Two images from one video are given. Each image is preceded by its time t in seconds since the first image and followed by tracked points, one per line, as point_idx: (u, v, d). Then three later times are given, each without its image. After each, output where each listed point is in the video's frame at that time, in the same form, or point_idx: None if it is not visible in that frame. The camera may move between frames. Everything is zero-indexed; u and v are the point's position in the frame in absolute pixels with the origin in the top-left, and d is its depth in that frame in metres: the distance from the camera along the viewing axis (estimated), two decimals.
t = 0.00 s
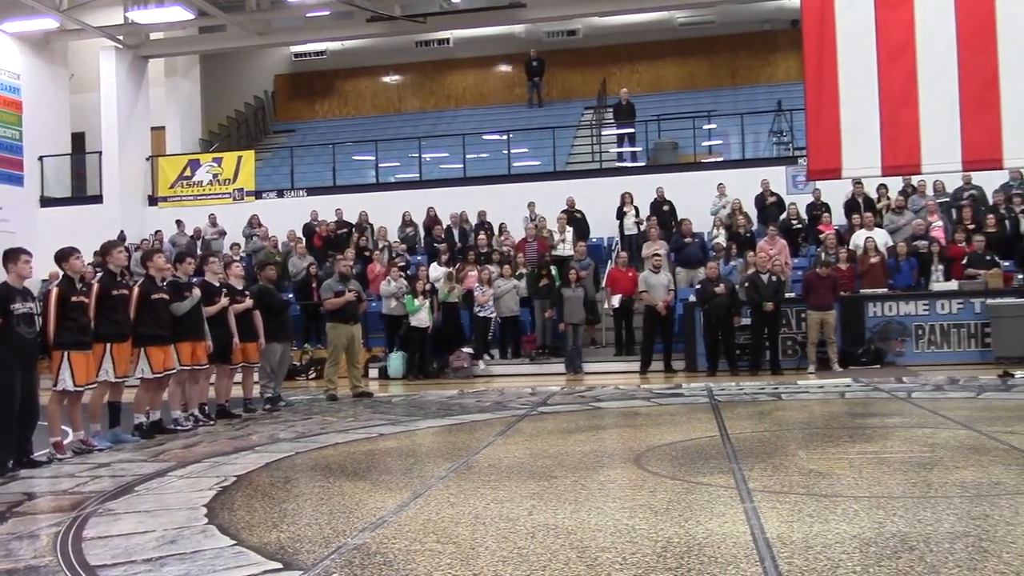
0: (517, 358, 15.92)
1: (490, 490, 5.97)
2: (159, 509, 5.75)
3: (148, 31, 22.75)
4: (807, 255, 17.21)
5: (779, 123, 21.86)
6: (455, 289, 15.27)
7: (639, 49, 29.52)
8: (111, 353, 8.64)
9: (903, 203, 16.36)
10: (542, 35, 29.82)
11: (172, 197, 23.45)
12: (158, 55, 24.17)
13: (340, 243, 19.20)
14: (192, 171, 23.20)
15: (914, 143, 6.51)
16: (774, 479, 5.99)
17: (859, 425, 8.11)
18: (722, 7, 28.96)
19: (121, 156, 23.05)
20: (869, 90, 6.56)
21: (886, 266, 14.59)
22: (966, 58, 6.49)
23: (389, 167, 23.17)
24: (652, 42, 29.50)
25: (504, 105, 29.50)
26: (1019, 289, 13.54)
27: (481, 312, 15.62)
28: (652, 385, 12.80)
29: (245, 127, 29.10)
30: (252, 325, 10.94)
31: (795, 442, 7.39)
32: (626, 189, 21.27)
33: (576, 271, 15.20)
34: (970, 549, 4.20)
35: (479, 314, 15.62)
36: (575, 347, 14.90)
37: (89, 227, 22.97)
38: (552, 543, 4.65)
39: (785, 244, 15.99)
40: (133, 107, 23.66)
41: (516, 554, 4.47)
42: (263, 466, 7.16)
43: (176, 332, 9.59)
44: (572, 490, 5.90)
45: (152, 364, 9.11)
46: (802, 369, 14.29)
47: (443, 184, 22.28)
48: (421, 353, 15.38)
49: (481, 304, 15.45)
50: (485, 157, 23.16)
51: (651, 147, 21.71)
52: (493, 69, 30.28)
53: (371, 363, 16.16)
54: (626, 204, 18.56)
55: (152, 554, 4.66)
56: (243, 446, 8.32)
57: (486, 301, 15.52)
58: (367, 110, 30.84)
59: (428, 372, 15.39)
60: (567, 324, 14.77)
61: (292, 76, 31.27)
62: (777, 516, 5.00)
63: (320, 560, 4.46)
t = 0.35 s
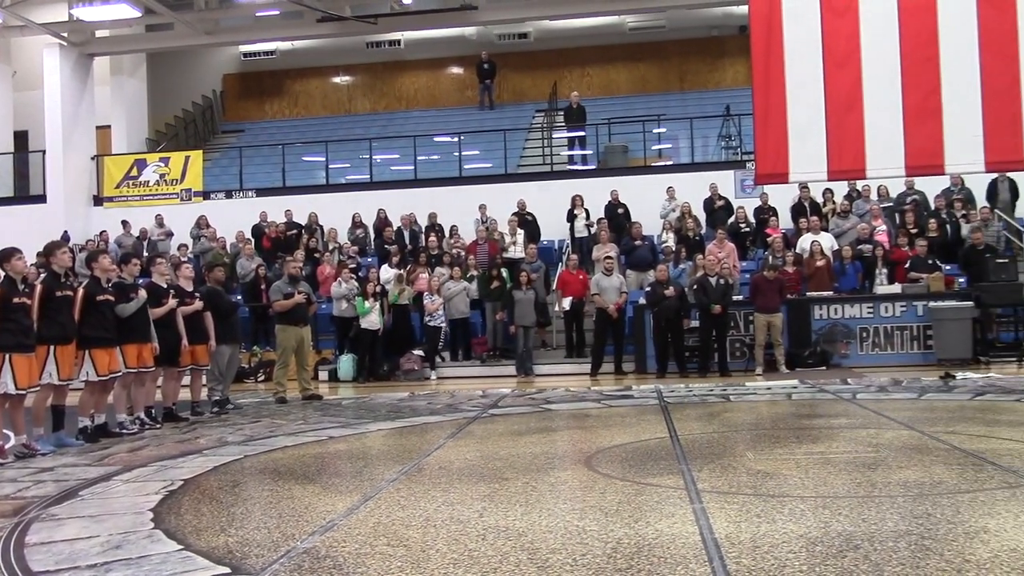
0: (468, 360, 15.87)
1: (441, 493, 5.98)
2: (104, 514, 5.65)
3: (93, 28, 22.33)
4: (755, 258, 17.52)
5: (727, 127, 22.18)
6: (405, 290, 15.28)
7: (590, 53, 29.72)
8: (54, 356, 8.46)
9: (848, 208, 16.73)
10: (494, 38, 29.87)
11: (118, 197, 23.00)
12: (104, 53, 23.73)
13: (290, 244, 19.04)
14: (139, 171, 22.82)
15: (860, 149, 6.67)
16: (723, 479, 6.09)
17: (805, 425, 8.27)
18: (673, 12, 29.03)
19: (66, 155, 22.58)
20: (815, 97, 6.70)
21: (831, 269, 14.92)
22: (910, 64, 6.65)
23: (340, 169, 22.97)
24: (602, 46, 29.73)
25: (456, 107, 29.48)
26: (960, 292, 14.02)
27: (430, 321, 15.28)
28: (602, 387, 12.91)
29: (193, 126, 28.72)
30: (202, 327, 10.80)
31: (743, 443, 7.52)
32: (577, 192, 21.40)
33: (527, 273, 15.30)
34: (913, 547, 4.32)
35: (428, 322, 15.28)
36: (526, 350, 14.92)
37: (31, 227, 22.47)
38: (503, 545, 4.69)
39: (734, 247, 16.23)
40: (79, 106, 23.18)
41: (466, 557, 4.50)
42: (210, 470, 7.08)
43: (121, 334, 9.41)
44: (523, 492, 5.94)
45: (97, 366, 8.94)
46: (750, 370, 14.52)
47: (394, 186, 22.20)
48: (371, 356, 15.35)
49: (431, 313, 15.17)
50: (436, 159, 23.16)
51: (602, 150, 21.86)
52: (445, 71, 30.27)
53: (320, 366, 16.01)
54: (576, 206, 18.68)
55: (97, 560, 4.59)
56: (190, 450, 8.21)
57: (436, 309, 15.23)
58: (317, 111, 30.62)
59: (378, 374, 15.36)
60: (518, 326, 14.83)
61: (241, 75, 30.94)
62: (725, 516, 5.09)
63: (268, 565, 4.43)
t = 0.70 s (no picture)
0: (430, 363, 15.88)
1: (404, 497, 5.98)
2: (62, 519, 5.58)
3: (51, 28, 22.02)
4: (717, 262, 17.75)
5: (690, 132, 22.39)
6: (368, 294, 15.20)
7: (554, 57, 29.85)
8: (10, 359, 8.32)
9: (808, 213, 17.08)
10: (458, 41, 29.89)
11: (76, 199, 22.64)
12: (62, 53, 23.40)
13: (252, 247, 18.91)
14: (98, 172, 22.53)
15: (820, 154, 6.81)
16: (685, 482, 6.16)
17: (766, 428, 8.39)
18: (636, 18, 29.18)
19: (23, 156, 22.20)
20: (776, 102, 6.83)
21: (792, 273, 15.13)
22: (868, 73, 6.80)
23: (302, 171, 23.03)
24: (566, 50, 29.87)
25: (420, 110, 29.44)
26: (917, 296, 14.26)
27: (391, 325, 15.38)
28: (565, 390, 12.95)
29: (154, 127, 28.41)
30: (164, 330, 10.70)
31: (704, 445, 7.61)
32: (540, 196, 21.47)
33: (491, 276, 15.39)
34: (871, 549, 4.41)
35: (390, 326, 15.37)
36: (489, 353, 15.00)
37: None
38: (465, 549, 4.70)
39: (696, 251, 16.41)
40: (37, 105, 22.78)
41: (428, 560, 4.51)
42: (170, 475, 7.01)
43: (79, 337, 9.28)
44: (485, 495, 5.96)
45: (55, 370, 8.82)
46: (711, 373, 14.67)
47: (357, 189, 22.10)
48: (335, 359, 15.21)
49: (390, 316, 15.26)
50: (399, 162, 23.08)
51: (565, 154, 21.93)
52: (409, 74, 30.21)
53: (282, 369, 15.90)
54: (540, 210, 18.74)
55: (54, 566, 4.54)
56: (149, 454, 8.12)
57: (396, 313, 15.34)
58: (280, 113, 30.43)
59: (342, 377, 15.23)
60: (481, 329, 14.83)
61: (203, 76, 30.70)
62: (687, 519, 5.15)
63: (229, 570, 4.41)
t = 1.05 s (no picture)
0: (385, 377, 15.76)
1: (358, 511, 5.95)
2: (5, 537, 5.46)
3: None
4: (671, 275, 17.94)
5: (644, 147, 22.64)
6: (322, 307, 15.09)
7: (510, 70, 30.01)
8: None
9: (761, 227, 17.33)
10: (413, 54, 29.91)
11: (24, 210, 22.13)
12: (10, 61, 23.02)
13: (204, 259, 18.70)
14: (47, 183, 22.04)
15: (772, 170, 6.92)
16: (639, 495, 6.21)
17: (719, 441, 8.50)
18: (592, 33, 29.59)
19: None
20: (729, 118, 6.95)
21: (744, 287, 15.39)
22: (819, 90, 6.95)
23: (256, 183, 22.98)
24: (522, 64, 30.05)
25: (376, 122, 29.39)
26: (866, 310, 14.51)
27: (345, 339, 14.94)
28: (520, 403, 12.97)
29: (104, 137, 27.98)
30: (116, 343, 10.51)
31: (658, 458, 7.69)
32: (495, 209, 21.54)
33: (447, 289, 15.38)
34: (822, 560, 4.50)
35: (343, 341, 14.92)
36: (445, 366, 14.97)
37: None
38: (420, 563, 4.70)
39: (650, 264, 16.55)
40: None
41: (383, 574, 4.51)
42: (118, 490, 6.89)
43: (27, 350, 9.09)
44: (440, 510, 5.96)
45: (1, 385, 8.62)
46: (666, 386, 14.81)
47: (311, 201, 21.98)
48: (288, 373, 15.02)
49: (345, 330, 14.82)
50: (355, 175, 22.93)
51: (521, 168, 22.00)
52: (364, 86, 30.14)
53: (235, 383, 15.69)
54: (496, 223, 18.84)
55: None
56: (97, 470, 7.97)
57: (351, 327, 14.89)
58: (233, 124, 30.19)
59: (295, 392, 14.99)
60: (437, 343, 14.83)
61: (155, 87, 30.37)
62: (641, 532, 5.20)
63: None
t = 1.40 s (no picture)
0: (349, 404, 15.61)
1: (321, 539, 5.91)
2: None
3: None
4: (635, 301, 18.10)
5: (608, 174, 22.86)
6: (285, 332, 15.13)
7: (475, 96, 30.18)
8: None
9: (724, 253, 17.53)
10: (379, 79, 29.98)
11: None
12: None
13: (166, 284, 18.52)
14: (5, 207, 21.49)
15: (735, 195, 7.05)
16: (603, 520, 6.24)
17: (683, 466, 8.57)
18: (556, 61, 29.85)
19: None
20: (693, 145, 7.06)
21: (707, 312, 15.55)
22: (781, 118, 7.10)
23: (220, 208, 22.55)
24: (486, 90, 30.25)
25: (341, 147, 29.38)
26: (827, 336, 14.68)
27: (309, 364, 14.75)
28: (485, 429, 12.95)
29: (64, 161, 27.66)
30: (75, 369, 10.35)
31: (622, 484, 7.71)
32: (460, 235, 21.58)
33: (411, 314, 15.37)
34: None
35: (308, 366, 14.74)
36: (408, 393, 14.94)
37: None
38: None
39: (614, 290, 16.64)
40: None
41: None
42: (76, 519, 6.77)
43: None
44: (405, 536, 5.93)
45: None
46: (630, 412, 14.87)
47: (275, 226, 21.88)
48: (251, 399, 14.89)
49: (309, 356, 14.64)
50: (319, 200, 22.76)
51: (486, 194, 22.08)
52: (329, 111, 30.14)
53: (196, 410, 15.49)
54: (460, 248, 18.90)
55: None
56: (54, 497, 7.83)
57: (315, 352, 14.70)
58: (196, 149, 30.04)
59: (258, 418, 14.79)
60: (401, 368, 14.81)
61: (118, 110, 30.23)
62: (606, 558, 5.22)
63: None
